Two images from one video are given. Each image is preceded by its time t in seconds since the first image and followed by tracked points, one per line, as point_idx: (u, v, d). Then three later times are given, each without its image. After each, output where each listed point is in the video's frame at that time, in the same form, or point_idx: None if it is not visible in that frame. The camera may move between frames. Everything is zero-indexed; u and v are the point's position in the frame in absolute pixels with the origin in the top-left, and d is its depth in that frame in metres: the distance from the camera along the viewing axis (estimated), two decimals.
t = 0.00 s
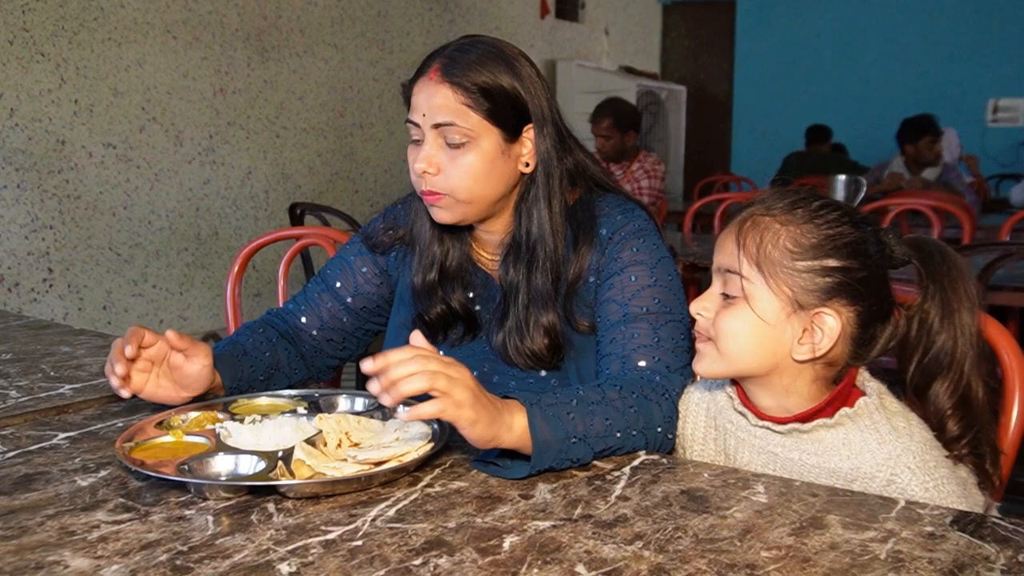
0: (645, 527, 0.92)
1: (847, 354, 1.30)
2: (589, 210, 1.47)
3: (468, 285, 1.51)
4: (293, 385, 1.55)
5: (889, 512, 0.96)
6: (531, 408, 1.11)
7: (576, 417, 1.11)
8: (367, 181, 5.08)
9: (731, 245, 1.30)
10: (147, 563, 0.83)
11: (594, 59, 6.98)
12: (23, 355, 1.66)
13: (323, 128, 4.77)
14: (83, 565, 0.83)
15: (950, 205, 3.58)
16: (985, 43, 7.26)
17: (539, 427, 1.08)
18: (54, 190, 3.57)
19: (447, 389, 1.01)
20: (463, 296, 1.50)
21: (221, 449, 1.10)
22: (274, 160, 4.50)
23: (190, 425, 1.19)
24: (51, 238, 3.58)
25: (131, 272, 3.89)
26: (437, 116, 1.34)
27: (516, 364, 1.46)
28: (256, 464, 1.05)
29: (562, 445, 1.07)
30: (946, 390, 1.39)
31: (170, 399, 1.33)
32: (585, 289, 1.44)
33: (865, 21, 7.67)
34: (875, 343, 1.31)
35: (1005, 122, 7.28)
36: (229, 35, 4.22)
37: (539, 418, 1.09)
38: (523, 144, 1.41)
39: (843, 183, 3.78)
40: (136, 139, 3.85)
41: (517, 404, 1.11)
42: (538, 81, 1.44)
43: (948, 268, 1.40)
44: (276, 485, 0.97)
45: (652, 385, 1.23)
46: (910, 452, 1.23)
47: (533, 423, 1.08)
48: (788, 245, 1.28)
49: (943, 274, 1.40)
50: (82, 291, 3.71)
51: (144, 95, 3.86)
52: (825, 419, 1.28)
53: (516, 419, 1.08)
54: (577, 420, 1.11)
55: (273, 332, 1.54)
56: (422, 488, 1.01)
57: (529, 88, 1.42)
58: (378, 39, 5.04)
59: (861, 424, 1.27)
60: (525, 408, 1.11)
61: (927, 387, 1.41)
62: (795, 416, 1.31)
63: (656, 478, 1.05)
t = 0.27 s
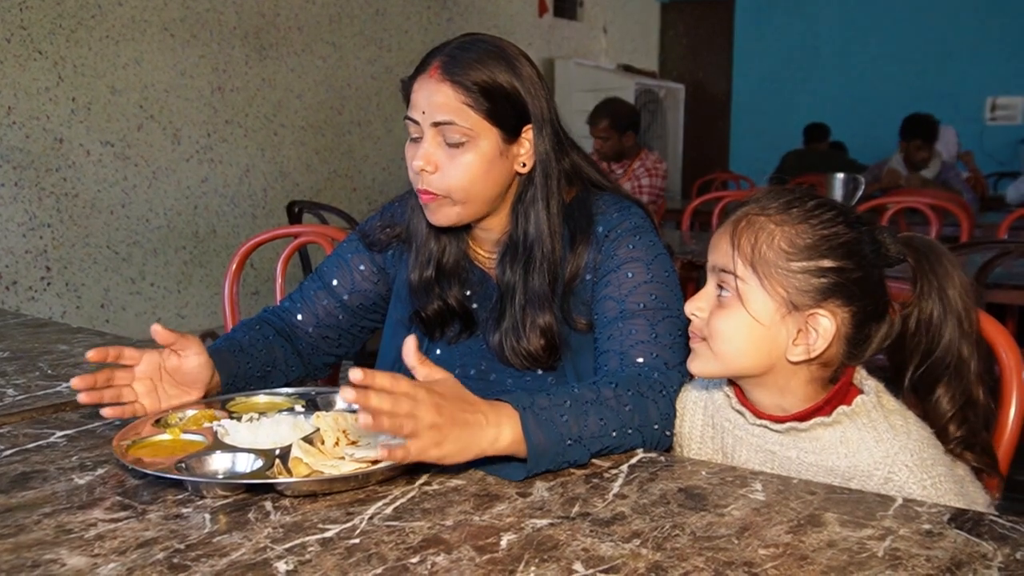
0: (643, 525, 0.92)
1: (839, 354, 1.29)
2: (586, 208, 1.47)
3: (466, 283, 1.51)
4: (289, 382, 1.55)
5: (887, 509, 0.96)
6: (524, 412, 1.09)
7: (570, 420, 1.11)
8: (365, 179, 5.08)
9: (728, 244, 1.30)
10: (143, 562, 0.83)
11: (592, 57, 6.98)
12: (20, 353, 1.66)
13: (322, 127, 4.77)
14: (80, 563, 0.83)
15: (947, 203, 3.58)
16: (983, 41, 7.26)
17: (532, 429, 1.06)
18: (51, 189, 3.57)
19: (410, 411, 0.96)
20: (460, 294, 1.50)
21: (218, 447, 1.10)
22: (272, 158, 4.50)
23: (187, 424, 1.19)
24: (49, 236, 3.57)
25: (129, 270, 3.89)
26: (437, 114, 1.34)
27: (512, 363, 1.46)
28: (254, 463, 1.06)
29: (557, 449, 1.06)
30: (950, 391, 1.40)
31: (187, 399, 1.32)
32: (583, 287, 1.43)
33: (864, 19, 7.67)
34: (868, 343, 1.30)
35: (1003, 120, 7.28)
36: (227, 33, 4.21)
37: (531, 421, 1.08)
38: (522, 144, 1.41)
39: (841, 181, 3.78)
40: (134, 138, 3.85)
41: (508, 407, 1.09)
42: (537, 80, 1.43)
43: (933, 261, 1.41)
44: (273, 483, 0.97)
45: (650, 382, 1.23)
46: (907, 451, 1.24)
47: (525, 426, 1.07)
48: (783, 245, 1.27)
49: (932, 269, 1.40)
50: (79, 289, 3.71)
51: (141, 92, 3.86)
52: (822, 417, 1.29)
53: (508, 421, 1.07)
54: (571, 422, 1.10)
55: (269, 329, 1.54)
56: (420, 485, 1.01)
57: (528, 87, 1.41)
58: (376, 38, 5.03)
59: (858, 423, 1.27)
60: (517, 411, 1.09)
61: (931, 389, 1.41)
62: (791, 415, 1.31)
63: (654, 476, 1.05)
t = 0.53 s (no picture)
0: (642, 522, 0.91)
1: (837, 354, 1.27)
2: (585, 205, 1.47)
3: (465, 280, 1.51)
4: (286, 379, 1.55)
5: (886, 507, 0.96)
6: (526, 412, 1.10)
7: (571, 419, 1.11)
8: (363, 176, 5.07)
9: (725, 246, 1.30)
10: (142, 559, 0.83)
11: (591, 55, 6.97)
12: (19, 350, 1.65)
13: (320, 124, 4.76)
14: (78, 561, 0.83)
15: (946, 200, 3.58)
16: (982, 39, 7.26)
17: (533, 429, 1.07)
18: (50, 186, 3.56)
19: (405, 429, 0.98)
20: (460, 291, 1.50)
21: (216, 444, 1.10)
22: (271, 155, 4.50)
23: (186, 421, 1.19)
24: (47, 234, 3.57)
25: (128, 268, 3.88)
26: (437, 112, 1.33)
27: (512, 360, 1.47)
28: (252, 460, 1.05)
29: (558, 448, 1.06)
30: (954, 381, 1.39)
31: (187, 390, 1.31)
32: (582, 284, 1.43)
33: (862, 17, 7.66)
34: (866, 342, 1.28)
35: (1001, 118, 7.28)
36: (225, 30, 4.21)
37: (533, 419, 1.09)
38: (521, 141, 1.41)
39: (841, 178, 3.78)
40: (132, 135, 3.84)
41: (509, 404, 1.10)
42: (536, 77, 1.43)
43: (939, 256, 1.40)
44: (272, 480, 0.97)
45: (649, 379, 1.23)
46: (907, 448, 1.23)
47: (527, 424, 1.07)
48: (778, 248, 1.26)
49: (937, 264, 1.39)
50: (78, 287, 3.70)
51: (140, 90, 3.85)
52: (823, 415, 1.28)
53: (510, 419, 1.08)
54: (573, 421, 1.10)
55: (267, 326, 1.54)
56: (418, 483, 1.01)
57: (528, 84, 1.41)
58: (375, 35, 5.03)
59: (858, 420, 1.27)
60: (519, 409, 1.10)
61: (935, 380, 1.41)
62: (792, 413, 1.30)
63: (653, 474, 1.05)
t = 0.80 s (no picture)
0: (640, 520, 0.91)
1: (832, 354, 1.27)
2: (583, 202, 1.47)
3: (463, 278, 1.51)
4: (282, 377, 1.54)
5: (883, 504, 0.96)
6: (525, 410, 1.10)
7: (570, 418, 1.11)
8: (361, 175, 5.07)
9: (720, 247, 1.29)
10: (138, 556, 0.83)
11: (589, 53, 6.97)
12: (16, 348, 1.65)
13: (318, 122, 4.76)
14: (76, 559, 0.82)
15: (944, 199, 3.58)
16: (980, 37, 7.26)
17: (532, 428, 1.07)
18: (47, 184, 3.56)
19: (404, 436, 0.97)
20: (457, 288, 1.50)
21: (214, 442, 1.10)
22: (269, 153, 4.49)
23: (183, 419, 1.19)
24: (45, 231, 3.56)
25: (125, 266, 3.88)
26: (432, 108, 1.33)
27: (510, 358, 1.47)
28: (250, 457, 1.05)
29: (556, 447, 1.06)
30: (952, 378, 1.38)
31: (178, 378, 1.31)
32: (579, 282, 1.43)
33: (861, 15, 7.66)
34: (860, 342, 1.28)
35: (999, 116, 7.28)
36: (223, 28, 4.20)
37: (532, 418, 1.09)
38: (519, 138, 1.41)
39: (839, 176, 3.78)
40: (130, 133, 3.84)
41: (508, 402, 1.10)
42: (533, 75, 1.43)
43: (937, 255, 1.39)
44: (269, 478, 0.97)
45: (647, 376, 1.23)
46: (905, 446, 1.23)
47: (527, 423, 1.07)
48: (772, 250, 1.25)
49: (935, 263, 1.39)
50: (75, 285, 3.70)
51: (138, 88, 3.85)
52: (820, 413, 1.28)
53: (509, 417, 1.08)
54: (571, 420, 1.11)
55: (264, 324, 1.54)
56: (416, 480, 1.01)
57: (525, 81, 1.41)
58: (373, 33, 5.02)
59: (855, 418, 1.27)
60: (519, 407, 1.11)
61: (932, 378, 1.41)
62: (789, 411, 1.30)
63: (650, 471, 1.05)
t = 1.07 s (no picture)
0: (640, 517, 0.91)
1: (830, 352, 1.27)
2: (581, 199, 1.47)
3: (462, 278, 1.51)
4: (283, 375, 1.54)
5: (884, 501, 0.96)
6: (522, 406, 1.09)
7: (568, 414, 1.10)
8: (360, 172, 5.06)
9: (716, 246, 1.29)
10: (138, 555, 0.83)
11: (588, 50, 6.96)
12: (14, 346, 1.65)
13: (317, 119, 4.75)
14: (75, 556, 0.82)
15: (943, 196, 3.58)
16: (979, 34, 7.26)
17: (529, 423, 1.07)
18: (45, 182, 3.55)
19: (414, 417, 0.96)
20: (456, 290, 1.50)
21: (212, 440, 1.09)
22: (267, 151, 4.49)
23: (182, 417, 1.18)
24: (43, 229, 3.56)
25: (124, 263, 3.88)
26: (437, 99, 1.33)
27: (510, 353, 1.46)
28: (249, 455, 1.05)
29: (553, 442, 1.06)
30: (951, 374, 1.38)
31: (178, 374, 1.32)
32: (579, 280, 1.43)
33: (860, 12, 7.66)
34: (858, 339, 1.28)
35: (998, 113, 7.28)
36: (222, 26, 4.19)
37: (530, 414, 1.08)
38: (521, 131, 1.41)
39: (838, 174, 3.78)
40: (128, 130, 3.83)
41: (505, 399, 1.10)
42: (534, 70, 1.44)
43: (934, 251, 1.38)
44: (269, 475, 0.96)
45: (647, 374, 1.23)
46: (905, 444, 1.23)
47: (524, 419, 1.07)
48: (769, 248, 1.25)
49: (932, 259, 1.38)
50: (74, 283, 3.70)
51: (136, 85, 3.85)
52: (820, 411, 1.28)
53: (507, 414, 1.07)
54: (570, 416, 1.10)
55: (264, 322, 1.53)
56: (416, 478, 1.01)
57: (526, 75, 1.41)
58: (371, 30, 5.02)
59: (855, 416, 1.26)
60: (515, 404, 1.10)
61: (930, 374, 1.41)
62: (789, 410, 1.30)
63: (650, 468, 1.05)
